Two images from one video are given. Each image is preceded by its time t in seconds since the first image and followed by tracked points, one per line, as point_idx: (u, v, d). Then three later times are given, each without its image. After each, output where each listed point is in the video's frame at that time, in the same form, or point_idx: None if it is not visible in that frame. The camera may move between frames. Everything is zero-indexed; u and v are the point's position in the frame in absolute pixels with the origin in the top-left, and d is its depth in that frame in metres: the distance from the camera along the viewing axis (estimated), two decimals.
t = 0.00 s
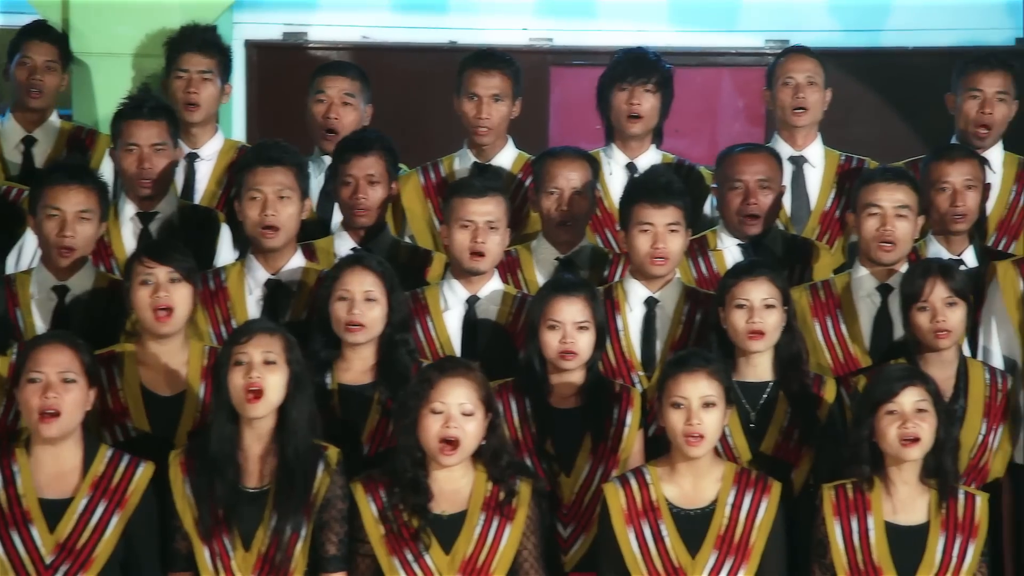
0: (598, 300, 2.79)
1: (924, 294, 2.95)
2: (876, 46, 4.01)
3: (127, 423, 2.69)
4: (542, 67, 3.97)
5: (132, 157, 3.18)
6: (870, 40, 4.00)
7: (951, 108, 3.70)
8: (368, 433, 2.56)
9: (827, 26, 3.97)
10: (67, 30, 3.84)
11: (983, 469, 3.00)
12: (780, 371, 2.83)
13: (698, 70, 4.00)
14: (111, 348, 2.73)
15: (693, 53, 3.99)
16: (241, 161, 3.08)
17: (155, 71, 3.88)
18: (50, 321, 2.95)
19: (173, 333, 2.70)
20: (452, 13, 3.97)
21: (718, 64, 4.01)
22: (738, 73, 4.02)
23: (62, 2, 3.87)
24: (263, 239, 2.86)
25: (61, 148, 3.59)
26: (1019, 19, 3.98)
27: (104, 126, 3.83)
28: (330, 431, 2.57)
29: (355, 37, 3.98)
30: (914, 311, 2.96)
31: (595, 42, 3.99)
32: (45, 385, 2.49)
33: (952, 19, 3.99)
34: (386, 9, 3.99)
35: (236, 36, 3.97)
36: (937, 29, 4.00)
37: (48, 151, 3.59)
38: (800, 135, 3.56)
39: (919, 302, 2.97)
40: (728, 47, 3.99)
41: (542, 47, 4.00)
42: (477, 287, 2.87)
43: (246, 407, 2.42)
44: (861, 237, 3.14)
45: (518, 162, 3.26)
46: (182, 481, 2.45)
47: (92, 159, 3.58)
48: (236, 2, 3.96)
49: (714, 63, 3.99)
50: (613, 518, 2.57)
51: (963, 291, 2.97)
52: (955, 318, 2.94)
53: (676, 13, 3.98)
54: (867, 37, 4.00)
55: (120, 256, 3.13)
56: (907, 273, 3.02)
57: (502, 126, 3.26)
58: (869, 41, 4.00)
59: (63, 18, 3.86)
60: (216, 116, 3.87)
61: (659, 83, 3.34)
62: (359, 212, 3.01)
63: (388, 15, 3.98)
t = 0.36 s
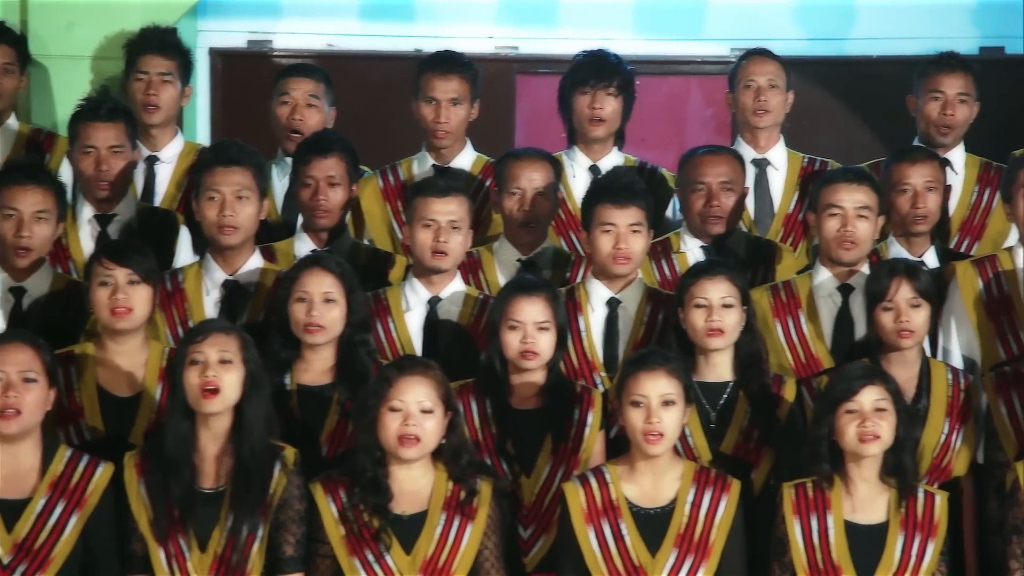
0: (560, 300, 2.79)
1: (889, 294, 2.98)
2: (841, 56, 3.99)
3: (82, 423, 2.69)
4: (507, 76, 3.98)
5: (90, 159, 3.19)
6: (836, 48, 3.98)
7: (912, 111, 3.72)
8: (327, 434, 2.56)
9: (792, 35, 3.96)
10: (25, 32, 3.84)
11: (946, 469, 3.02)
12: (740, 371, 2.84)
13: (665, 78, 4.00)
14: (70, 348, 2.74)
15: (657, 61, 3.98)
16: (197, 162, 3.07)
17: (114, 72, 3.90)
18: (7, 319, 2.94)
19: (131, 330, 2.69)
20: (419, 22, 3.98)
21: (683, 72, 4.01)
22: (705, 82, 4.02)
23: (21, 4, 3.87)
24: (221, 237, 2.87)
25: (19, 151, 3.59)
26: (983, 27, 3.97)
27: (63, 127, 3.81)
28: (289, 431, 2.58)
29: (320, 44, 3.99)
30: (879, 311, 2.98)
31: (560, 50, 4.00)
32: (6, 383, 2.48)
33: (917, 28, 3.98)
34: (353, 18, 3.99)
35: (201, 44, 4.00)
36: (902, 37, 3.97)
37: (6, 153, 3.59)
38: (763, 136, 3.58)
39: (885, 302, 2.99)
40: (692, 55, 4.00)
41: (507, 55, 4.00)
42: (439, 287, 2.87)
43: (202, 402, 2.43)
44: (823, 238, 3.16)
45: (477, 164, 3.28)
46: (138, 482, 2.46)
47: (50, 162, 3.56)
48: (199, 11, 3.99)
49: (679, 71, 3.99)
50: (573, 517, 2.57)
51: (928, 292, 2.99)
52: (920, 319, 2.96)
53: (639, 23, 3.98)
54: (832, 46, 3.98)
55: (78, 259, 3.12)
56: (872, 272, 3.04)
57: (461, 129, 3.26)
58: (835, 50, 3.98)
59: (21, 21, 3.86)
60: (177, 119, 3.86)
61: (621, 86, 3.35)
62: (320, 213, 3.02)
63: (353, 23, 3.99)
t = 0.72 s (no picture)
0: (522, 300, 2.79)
1: (855, 294, 2.99)
2: (816, 63, 4.10)
3: (40, 423, 2.69)
4: (473, 83, 4.08)
5: (51, 162, 3.19)
6: (809, 56, 4.09)
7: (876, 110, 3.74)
8: (289, 434, 2.57)
9: (767, 43, 4.08)
10: None
11: (910, 469, 3.01)
12: (703, 371, 2.85)
13: (632, 87, 4.09)
14: (31, 348, 2.73)
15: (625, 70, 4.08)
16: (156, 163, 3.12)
17: (76, 74, 3.97)
18: None
19: (92, 331, 2.69)
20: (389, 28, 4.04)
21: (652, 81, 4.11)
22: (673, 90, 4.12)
23: None
24: (182, 236, 2.90)
25: None
26: (951, 36, 4.07)
27: (23, 129, 3.89)
28: (250, 431, 2.58)
29: (287, 52, 4.05)
30: (845, 310, 2.99)
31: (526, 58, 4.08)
32: None
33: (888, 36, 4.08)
34: (323, 26, 4.06)
35: (167, 52, 4.06)
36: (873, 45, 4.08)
37: None
38: (734, 139, 3.56)
39: (850, 302, 3.00)
40: (661, 64, 4.10)
41: (474, 62, 4.09)
42: (401, 288, 2.87)
43: (161, 398, 2.45)
44: (787, 238, 3.16)
45: (441, 167, 3.29)
46: (96, 483, 2.48)
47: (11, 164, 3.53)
48: (166, 18, 4.05)
49: (648, 80, 4.10)
50: (535, 514, 2.57)
51: (893, 293, 3.01)
52: (885, 320, 2.99)
53: (609, 31, 4.07)
54: (806, 54, 4.09)
55: (39, 261, 3.14)
56: (840, 272, 3.05)
57: (424, 132, 3.26)
58: (809, 58, 4.09)
59: None
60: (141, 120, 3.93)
61: (586, 89, 3.34)
62: (280, 214, 3.01)
63: (323, 31, 4.06)
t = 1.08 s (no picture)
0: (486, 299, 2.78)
1: (820, 290, 3.00)
2: (786, 72, 4.13)
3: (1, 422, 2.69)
4: (443, 91, 4.12)
5: (12, 161, 3.18)
6: (780, 65, 4.12)
7: (841, 111, 3.75)
8: (252, 433, 2.57)
9: (739, 52, 4.11)
10: None
11: (875, 468, 3.02)
12: (667, 369, 2.85)
13: (603, 95, 4.13)
14: None
15: (594, 78, 4.11)
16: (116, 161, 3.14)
17: (35, 76, 3.95)
18: None
19: (54, 330, 2.69)
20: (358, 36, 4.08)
21: (621, 88, 4.14)
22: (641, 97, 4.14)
23: None
24: (144, 235, 2.91)
25: None
26: (919, 44, 4.12)
27: None
28: (213, 430, 2.58)
29: (256, 59, 4.08)
30: (811, 307, 3.00)
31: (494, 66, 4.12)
32: None
33: (856, 43, 4.12)
34: (290, 33, 4.09)
35: (134, 59, 4.08)
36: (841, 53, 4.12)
37: None
38: (701, 141, 3.57)
39: (815, 298, 3.01)
40: (631, 72, 4.13)
41: (444, 70, 4.13)
42: (367, 287, 2.87)
43: (121, 392, 2.46)
44: (751, 236, 3.18)
45: (407, 169, 3.28)
46: (56, 481, 2.49)
47: None
48: (134, 25, 4.07)
49: (617, 87, 4.13)
50: (499, 512, 2.55)
51: (859, 290, 3.01)
52: (850, 316, 2.99)
53: (580, 40, 4.11)
54: (777, 63, 4.13)
55: None
56: (805, 271, 3.07)
57: (390, 132, 3.26)
58: (779, 67, 4.13)
59: None
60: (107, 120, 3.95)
61: (554, 90, 3.33)
62: (242, 215, 3.01)
63: (290, 38, 4.09)
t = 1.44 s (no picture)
0: (452, 296, 2.78)
1: (789, 282, 3.00)
2: (751, 80, 4.22)
3: None
4: (413, 99, 4.18)
5: None
6: (745, 73, 4.22)
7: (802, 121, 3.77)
8: (215, 431, 2.60)
9: (705, 60, 4.20)
10: None
11: (837, 468, 3.03)
12: (631, 367, 2.87)
13: (574, 104, 4.21)
14: None
15: (567, 87, 4.20)
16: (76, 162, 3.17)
17: None
18: None
19: (13, 330, 2.69)
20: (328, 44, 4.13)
21: (592, 97, 4.22)
22: (612, 108, 4.23)
23: None
24: (104, 234, 2.93)
25: None
26: (886, 54, 4.20)
27: None
28: (175, 427, 2.62)
29: (224, 67, 4.13)
30: (779, 297, 3.01)
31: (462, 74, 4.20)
32: None
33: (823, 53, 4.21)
34: (257, 41, 4.15)
35: (102, 68, 4.14)
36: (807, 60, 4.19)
37: None
38: (662, 141, 3.60)
39: (785, 290, 3.01)
40: (602, 81, 4.22)
41: (413, 78, 4.19)
42: (332, 285, 2.89)
43: (83, 397, 2.50)
44: (717, 235, 3.20)
45: (373, 170, 3.30)
46: (17, 477, 2.53)
47: None
48: (101, 35, 4.14)
49: (587, 96, 4.21)
50: (462, 510, 2.54)
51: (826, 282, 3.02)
52: (820, 306, 2.99)
53: (550, 47, 4.19)
54: (743, 72, 4.22)
55: None
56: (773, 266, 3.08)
57: (357, 132, 3.27)
58: (745, 75, 4.22)
59: None
60: (73, 126, 4.00)
61: (520, 90, 3.34)
62: (206, 216, 3.03)
63: (257, 47, 4.15)
